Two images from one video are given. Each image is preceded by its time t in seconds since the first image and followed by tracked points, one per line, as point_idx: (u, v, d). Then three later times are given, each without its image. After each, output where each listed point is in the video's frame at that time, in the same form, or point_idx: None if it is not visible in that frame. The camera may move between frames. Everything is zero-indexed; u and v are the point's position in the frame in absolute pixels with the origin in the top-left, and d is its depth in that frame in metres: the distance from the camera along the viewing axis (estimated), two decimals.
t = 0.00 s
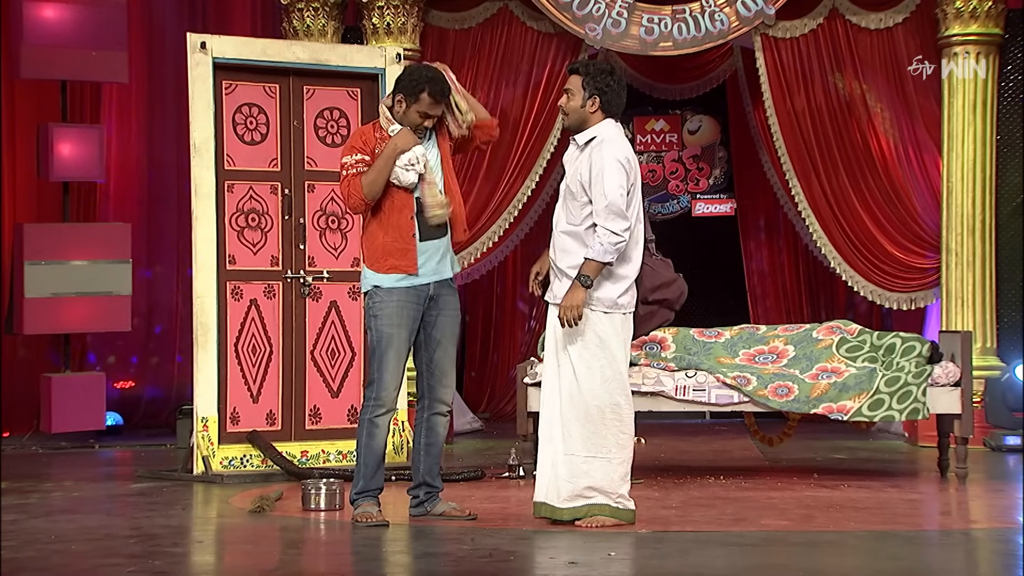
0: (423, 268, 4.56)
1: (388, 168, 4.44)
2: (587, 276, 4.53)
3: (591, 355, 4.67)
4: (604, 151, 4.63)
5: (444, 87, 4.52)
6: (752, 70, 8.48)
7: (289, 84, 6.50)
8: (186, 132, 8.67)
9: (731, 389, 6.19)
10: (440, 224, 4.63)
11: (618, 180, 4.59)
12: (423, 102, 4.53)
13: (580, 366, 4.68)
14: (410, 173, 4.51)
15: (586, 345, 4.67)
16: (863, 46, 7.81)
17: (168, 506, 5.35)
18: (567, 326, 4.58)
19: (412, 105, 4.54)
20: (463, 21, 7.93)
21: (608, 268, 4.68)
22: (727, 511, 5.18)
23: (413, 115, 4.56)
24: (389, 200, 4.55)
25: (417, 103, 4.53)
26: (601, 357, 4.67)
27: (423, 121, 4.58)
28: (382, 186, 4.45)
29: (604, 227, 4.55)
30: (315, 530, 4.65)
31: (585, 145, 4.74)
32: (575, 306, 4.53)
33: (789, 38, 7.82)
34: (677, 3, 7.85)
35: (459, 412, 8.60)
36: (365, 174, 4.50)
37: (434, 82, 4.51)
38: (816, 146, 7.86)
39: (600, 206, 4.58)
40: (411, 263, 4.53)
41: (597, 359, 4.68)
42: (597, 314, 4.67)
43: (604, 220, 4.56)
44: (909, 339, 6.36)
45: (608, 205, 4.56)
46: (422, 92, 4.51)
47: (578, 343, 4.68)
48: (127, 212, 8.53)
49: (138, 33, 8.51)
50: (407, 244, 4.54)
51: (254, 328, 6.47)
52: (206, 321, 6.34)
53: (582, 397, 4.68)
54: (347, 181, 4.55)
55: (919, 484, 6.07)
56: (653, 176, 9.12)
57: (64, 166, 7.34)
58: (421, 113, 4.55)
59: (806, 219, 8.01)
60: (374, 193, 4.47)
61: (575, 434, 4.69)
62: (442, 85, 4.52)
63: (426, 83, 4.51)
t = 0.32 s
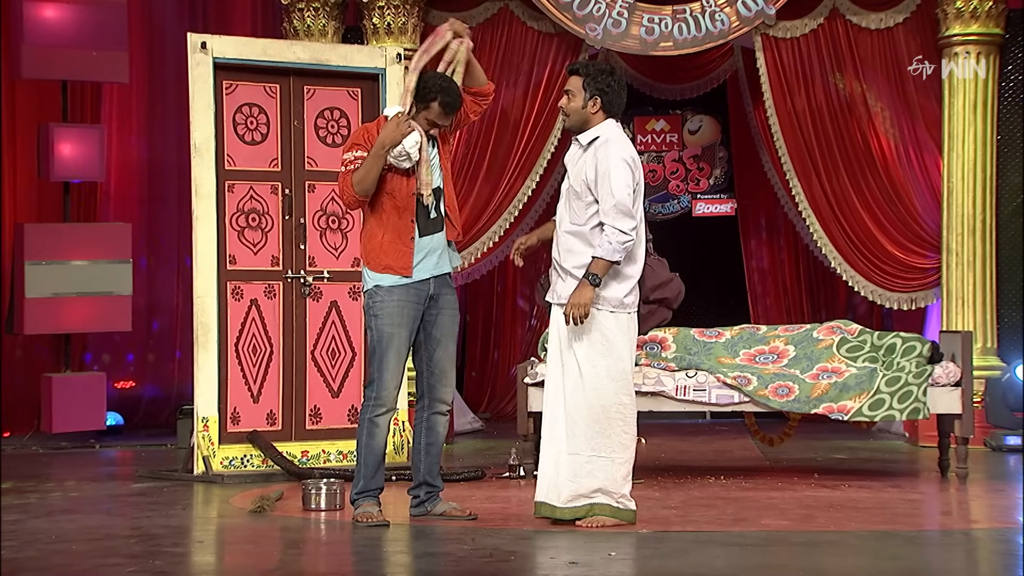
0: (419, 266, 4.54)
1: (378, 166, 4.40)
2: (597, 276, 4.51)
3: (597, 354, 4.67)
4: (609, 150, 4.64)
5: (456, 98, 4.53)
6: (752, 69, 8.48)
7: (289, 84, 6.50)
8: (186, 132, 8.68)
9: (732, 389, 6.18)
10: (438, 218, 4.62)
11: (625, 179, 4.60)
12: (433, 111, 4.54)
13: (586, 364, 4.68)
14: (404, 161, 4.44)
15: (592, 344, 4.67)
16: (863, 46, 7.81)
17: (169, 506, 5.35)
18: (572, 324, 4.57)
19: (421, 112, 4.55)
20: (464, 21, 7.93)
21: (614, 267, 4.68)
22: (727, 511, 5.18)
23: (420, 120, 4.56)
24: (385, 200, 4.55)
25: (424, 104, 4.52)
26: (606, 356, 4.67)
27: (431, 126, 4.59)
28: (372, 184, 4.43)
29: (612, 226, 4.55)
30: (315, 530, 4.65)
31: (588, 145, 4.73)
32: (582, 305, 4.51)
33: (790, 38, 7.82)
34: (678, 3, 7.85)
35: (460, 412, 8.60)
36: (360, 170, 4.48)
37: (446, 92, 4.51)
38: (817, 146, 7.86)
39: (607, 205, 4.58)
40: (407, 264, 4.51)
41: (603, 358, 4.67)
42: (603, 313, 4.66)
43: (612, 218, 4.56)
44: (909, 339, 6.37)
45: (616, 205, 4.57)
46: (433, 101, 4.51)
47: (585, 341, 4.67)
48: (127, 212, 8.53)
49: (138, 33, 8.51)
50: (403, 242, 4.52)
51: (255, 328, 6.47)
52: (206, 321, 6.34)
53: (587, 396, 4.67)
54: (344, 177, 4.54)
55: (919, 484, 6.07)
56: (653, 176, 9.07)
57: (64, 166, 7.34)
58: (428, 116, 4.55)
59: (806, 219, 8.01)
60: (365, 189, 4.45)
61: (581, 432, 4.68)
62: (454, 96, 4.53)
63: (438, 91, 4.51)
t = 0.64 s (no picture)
0: (417, 270, 4.54)
1: (392, 176, 4.39)
2: (586, 258, 4.50)
3: (599, 353, 4.66)
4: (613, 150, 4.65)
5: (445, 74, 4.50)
6: (752, 70, 8.47)
7: (289, 84, 6.50)
8: (187, 133, 8.68)
9: (732, 389, 6.18)
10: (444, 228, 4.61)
11: (633, 180, 4.61)
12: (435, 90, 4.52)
13: (588, 362, 4.66)
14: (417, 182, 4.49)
15: (594, 342, 4.66)
16: (863, 46, 7.80)
17: (169, 506, 5.34)
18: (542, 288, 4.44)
19: (417, 99, 4.53)
20: (464, 21, 7.93)
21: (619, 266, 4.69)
22: (727, 511, 5.18)
23: (422, 108, 4.55)
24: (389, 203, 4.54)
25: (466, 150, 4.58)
26: (608, 354, 4.67)
27: (433, 109, 4.57)
28: (383, 192, 4.42)
29: (615, 222, 4.55)
30: (315, 530, 4.65)
31: (590, 145, 4.74)
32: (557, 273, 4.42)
33: (790, 38, 7.82)
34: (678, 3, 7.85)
35: (460, 412, 8.60)
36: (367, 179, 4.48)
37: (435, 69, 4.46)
38: (817, 146, 7.86)
39: (611, 203, 4.59)
40: (406, 265, 4.51)
41: (605, 356, 4.67)
42: (607, 312, 4.67)
43: (616, 216, 4.57)
44: (909, 339, 6.37)
45: (623, 205, 4.58)
46: (423, 82, 4.49)
47: (586, 339, 4.66)
48: (127, 212, 8.53)
49: (139, 33, 8.52)
50: (404, 246, 4.52)
51: (255, 328, 6.47)
52: (206, 321, 6.34)
53: (589, 394, 4.66)
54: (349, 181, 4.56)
55: (919, 484, 6.07)
56: (653, 177, 9.08)
57: (65, 166, 7.33)
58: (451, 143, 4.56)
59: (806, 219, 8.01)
60: (374, 196, 4.43)
61: (583, 430, 4.67)
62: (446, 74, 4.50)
63: (423, 73, 4.48)
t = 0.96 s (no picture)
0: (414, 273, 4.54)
1: (397, 187, 4.44)
2: (560, 223, 4.54)
3: (607, 350, 4.67)
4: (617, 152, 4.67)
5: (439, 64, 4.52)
6: (752, 69, 8.46)
7: (289, 84, 6.50)
8: (187, 133, 8.68)
9: (732, 389, 6.18)
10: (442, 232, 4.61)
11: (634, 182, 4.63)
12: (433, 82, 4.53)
13: (596, 360, 4.66)
14: (421, 199, 4.54)
15: (602, 340, 4.67)
16: (864, 46, 7.80)
17: (170, 506, 5.34)
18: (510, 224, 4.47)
19: (415, 93, 4.53)
20: (464, 21, 7.93)
21: (623, 266, 4.71)
22: (728, 511, 5.19)
23: (422, 101, 4.54)
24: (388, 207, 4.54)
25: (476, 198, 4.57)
26: (616, 352, 4.68)
27: (432, 102, 4.56)
28: (386, 199, 4.45)
29: (604, 215, 4.57)
30: (316, 530, 4.65)
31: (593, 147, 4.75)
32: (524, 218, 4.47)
33: (790, 38, 7.82)
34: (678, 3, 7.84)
35: (460, 412, 8.60)
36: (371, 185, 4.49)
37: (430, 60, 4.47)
38: (817, 146, 7.86)
39: (605, 200, 4.61)
40: (404, 267, 4.51)
41: (612, 354, 4.68)
42: (615, 312, 4.69)
43: (607, 211, 4.58)
44: (910, 339, 6.37)
45: (615, 200, 4.60)
46: (417, 75, 4.50)
47: (596, 337, 4.66)
48: (127, 212, 8.53)
49: (139, 32, 8.51)
50: (402, 246, 4.51)
51: (255, 328, 6.47)
52: (207, 321, 6.34)
53: (598, 392, 4.66)
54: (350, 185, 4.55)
55: (919, 484, 6.07)
56: (653, 176, 9.08)
57: (65, 166, 7.33)
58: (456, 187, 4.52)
59: (806, 219, 8.01)
60: (377, 201, 4.45)
61: (591, 428, 4.66)
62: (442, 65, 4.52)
63: (417, 67, 4.49)
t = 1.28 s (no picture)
0: (405, 273, 4.54)
1: (381, 191, 4.43)
2: (577, 219, 4.49)
3: (629, 348, 4.62)
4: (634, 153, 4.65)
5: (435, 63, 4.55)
6: (752, 70, 8.46)
7: (290, 84, 6.51)
8: (187, 133, 8.68)
9: (733, 389, 6.19)
10: (434, 232, 4.62)
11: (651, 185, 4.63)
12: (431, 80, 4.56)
13: (616, 358, 4.60)
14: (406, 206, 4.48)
15: (624, 338, 4.61)
16: (864, 46, 7.80)
17: (170, 506, 5.34)
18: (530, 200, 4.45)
19: (410, 89, 4.54)
20: (465, 21, 7.93)
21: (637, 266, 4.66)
22: (728, 511, 5.18)
23: (416, 98, 4.55)
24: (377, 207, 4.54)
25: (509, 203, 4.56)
26: (635, 349, 4.63)
27: (426, 99, 4.56)
28: (371, 202, 4.45)
29: (621, 215, 4.54)
30: (316, 530, 4.65)
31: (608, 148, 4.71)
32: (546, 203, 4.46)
33: (791, 37, 7.82)
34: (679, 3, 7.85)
35: (460, 412, 8.60)
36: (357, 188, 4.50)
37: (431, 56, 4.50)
38: (818, 146, 7.85)
39: (624, 201, 4.57)
40: (396, 266, 4.52)
41: (633, 352, 4.63)
42: (634, 311, 4.64)
43: (625, 211, 4.55)
44: (911, 339, 6.36)
45: (634, 201, 4.58)
46: (410, 72, 4.52)
47: (617, 336, 4.60)
48: (127, 212, 8.53)
49: (138, 31, 8.51)
50: (392, 246, 4.52)
51: (256, 328, 6.48)
52: (207, 321, 6.34)
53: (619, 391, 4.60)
54: (337, 186, 4.55)
55: (920, 484, 6.07)
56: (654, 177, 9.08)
57: (66, 166, 7.32)
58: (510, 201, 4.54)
59: (807, 219, 8.01)
60: (363, 203, 4.46)
61: (618, 428, 4.62)
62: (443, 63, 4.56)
63: (410, 64, 4.51)
